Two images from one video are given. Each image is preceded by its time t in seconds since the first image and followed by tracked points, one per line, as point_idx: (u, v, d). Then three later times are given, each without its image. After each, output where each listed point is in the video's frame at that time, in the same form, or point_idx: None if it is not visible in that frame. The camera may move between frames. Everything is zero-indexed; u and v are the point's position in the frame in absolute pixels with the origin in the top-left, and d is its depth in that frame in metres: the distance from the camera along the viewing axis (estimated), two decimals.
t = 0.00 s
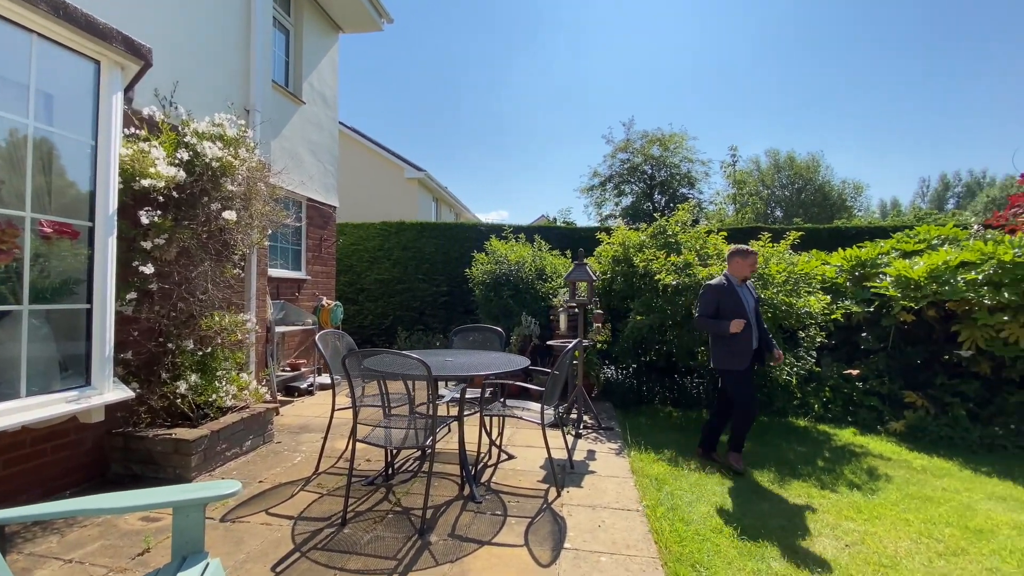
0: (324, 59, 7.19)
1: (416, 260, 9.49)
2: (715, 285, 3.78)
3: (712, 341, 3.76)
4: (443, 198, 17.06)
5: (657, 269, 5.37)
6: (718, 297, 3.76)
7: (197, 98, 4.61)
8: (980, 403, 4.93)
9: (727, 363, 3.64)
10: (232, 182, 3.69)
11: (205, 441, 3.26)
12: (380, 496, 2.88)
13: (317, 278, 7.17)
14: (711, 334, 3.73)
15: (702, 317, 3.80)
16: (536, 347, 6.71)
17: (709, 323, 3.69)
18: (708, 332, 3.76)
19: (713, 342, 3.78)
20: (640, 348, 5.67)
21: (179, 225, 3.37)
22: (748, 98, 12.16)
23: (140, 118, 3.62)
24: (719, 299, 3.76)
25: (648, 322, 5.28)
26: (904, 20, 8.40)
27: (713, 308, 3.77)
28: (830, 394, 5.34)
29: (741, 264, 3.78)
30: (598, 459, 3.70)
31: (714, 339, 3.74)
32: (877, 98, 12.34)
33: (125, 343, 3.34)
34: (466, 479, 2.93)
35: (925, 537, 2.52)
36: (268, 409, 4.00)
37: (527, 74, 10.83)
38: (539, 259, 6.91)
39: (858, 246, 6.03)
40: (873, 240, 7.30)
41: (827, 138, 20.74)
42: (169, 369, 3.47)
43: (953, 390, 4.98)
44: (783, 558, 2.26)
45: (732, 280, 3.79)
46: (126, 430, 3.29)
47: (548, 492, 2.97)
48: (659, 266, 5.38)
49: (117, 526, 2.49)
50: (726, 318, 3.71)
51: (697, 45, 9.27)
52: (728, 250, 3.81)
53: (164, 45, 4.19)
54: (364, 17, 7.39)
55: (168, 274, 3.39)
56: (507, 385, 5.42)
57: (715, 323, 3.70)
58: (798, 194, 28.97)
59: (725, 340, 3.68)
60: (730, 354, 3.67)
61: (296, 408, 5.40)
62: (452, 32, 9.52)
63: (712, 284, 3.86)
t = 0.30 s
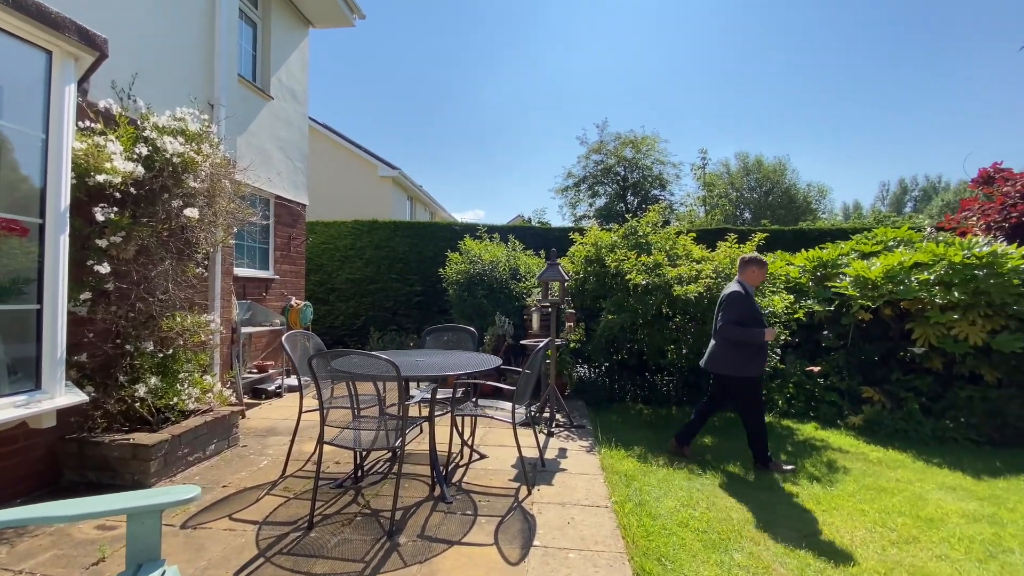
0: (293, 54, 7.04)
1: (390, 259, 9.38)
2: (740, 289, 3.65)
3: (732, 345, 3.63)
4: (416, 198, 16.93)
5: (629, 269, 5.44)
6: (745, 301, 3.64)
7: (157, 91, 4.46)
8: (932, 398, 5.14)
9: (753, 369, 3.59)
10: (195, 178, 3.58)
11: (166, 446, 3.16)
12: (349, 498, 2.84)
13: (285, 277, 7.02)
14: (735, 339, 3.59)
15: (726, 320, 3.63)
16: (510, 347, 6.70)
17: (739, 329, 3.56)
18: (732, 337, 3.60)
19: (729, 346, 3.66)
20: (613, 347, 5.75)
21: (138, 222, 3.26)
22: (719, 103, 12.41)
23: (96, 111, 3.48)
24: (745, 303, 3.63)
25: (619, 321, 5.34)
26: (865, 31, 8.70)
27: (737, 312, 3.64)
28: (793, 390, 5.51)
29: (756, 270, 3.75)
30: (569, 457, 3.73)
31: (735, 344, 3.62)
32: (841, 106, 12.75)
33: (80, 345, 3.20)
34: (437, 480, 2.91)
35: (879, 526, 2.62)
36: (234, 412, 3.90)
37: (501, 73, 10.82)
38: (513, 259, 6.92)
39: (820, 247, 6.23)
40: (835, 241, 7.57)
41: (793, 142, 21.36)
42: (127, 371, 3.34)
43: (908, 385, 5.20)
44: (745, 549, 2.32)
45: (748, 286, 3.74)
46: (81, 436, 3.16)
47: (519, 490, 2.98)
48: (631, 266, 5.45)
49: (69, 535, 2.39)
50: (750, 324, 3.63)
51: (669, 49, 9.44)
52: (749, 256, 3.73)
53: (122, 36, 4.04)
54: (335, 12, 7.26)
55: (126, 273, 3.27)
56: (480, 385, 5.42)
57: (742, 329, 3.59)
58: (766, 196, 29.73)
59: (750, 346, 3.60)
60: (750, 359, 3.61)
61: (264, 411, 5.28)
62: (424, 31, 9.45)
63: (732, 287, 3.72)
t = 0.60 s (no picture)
0: (257, 48, 6.85)
1: (359, 258, 9.22)
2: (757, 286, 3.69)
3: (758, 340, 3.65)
4: (386, 196, 16.72)
5: (598, 269, 5.50)
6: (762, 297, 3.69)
7: (110, 82, 4.28)
8: (883, 392, 5.38)
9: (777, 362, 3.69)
10: (150, 174, 3.44)
11: (118, 452, 3.03)
12: (313, 502, 2.79)
13: (248, 276, 6.83)
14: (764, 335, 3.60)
15: (754, 317, 3.60)
16: (480, 347, 6.66)
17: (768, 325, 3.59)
18: (760, 334, 3.60)
19: (752, 343, 3.67)
20: (583, 345, 5.80)
21: (88, 219, 3.12)
22: (688, 107, 12.66)
23: (43, 102, 3.31)
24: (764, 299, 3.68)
25: (588, 320, 5.39)
26: (826, 39, 8.99)
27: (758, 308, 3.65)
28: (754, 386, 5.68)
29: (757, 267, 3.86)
30: (537, 456, 3.74)
31: (760, 340, 3.64)
32: (802, 113, 13.20)
33: (24, 348, 3.04)
34: (403, 481, 2.88)
35: (831, 516, 2.73)
36: (192, 416, 3.78)
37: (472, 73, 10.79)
38: (484, 259, 6.90)
39: (781, 248, 6.43)
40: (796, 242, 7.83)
41: (757, 147, 21.99)
42: (76, 375, 3.20)
43: (861, 380, 5.42)
44: (705, 541, 2.38)
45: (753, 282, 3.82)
46: (26, 443, 3.01)
47: (487, 489, 2.98)
48: (600, 265, 5.51)
49: (12, 547, 2.27)
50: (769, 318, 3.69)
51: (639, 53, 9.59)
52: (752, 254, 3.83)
53: (71, 24, 3.86)
54: (301, 5, 7.11)
55: (75, 272, 3.12)
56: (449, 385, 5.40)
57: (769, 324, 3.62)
58: (732, 199, 30.48)
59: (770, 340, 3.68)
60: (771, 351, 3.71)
61: (225, 414, 5.13)
62: (394, 28, 9.34)
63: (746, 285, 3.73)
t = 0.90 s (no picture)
0: (215, 38, 6.61)
1: (324, 257, 9.03)
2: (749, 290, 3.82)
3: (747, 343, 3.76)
4: (353, 194, 16.43)
5: (565, 269, 5.56)
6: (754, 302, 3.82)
7: (54, 71, 4.06)
8: (834, 387, 5.62)
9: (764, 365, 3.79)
10: (98, 168, 3.28)
11: (62, 461, 2.88)
12: (272, 507, 2.72)
13: (206, 276, 6.60)
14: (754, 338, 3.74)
15: (746, 319, 3.74)
16: (448, 347, 6.61)
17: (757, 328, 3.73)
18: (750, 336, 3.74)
19: (741, 345, 3.79)
20: (550, 345, 5.86)
21: (29, 216, 2.95)
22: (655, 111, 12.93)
23: None
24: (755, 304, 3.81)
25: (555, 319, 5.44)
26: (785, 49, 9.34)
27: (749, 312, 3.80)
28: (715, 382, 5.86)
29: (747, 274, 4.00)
30: (504, 455, 3.76)
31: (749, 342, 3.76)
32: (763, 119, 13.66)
33: None
34: (367, 483, 2.85)
35: (784, 506, 2.84)
36: (145, 421, 3.63)
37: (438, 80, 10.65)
38: (452, 258, 6.86)
39: (740, 249, 6.64)
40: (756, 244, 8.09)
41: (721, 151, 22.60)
42: (16, 380, 3.05)
43: (814, 376, 5.65)
44: (665, 534, 2.44)
45: (745, 288, 3.94)
46: None
47: (452, 490, 2.97)
48: (566, 266, 5.57)
49: None
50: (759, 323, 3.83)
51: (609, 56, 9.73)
52: (745, 261, 3.95)
53: (9, 8, 3.65)
54: None
55: (15, 272, 2.95)
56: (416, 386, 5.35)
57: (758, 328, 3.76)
58: (696, 201, 31.20)
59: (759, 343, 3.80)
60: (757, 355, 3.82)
61: (181, 419, 4.94)
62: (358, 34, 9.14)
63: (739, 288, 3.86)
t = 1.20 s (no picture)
0: (164, 27, 6.33)
1: (282, 256, 8.77)
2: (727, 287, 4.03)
3: (723, 336, 3.94)
4: (313, 192, 16.02)
5: (529, 269, 5.59)
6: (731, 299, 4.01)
7: None
8: (785, 382, 5.85)
9: (743, 357, 3.90)
10: (33, 161, 3.08)
11: None
12: (224, 515, 2.64)
13: (155, 275, 6.32)
14: (728, 330, 3.93)
15: (721, 313, 3.97)
16: (411, 348, 6.49)
17: (731, 322, 3.92)
18: (724, 329, 3.95)
19: (718, 338, 3.99)
20: (515, 344, 5.88)
21: None
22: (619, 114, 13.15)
23: None
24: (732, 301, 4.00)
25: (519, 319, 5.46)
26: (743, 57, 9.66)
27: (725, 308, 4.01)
28: (674, 379, 6.01)
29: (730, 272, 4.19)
30: (466, 455, 3.75)
31: (725, 335, 3.95)
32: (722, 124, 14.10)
33: None
34: (324, 487, 2.79)
35: (736, 497, 2.94)
36: (86, 428, 3.45)
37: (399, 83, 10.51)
38: (416, 258, 6.79)
39: (699, 250, 6.83)
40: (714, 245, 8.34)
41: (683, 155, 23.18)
42: None
43: (766, 372, 5.86)
44: (623, 528, 2.48)
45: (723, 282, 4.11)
46: None
47: (412, 491, 2.95)
48: (530, 266, 5.61)
49: None
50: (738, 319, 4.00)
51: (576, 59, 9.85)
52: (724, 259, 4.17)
53: None
54: None
55: None
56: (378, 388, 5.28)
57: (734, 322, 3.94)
58: (659, 204, 31.82)
59: (737, 338, 3.96)
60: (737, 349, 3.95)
61: (127, 426, 4.71)
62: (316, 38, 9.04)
63: (717, 285, 4.09)
